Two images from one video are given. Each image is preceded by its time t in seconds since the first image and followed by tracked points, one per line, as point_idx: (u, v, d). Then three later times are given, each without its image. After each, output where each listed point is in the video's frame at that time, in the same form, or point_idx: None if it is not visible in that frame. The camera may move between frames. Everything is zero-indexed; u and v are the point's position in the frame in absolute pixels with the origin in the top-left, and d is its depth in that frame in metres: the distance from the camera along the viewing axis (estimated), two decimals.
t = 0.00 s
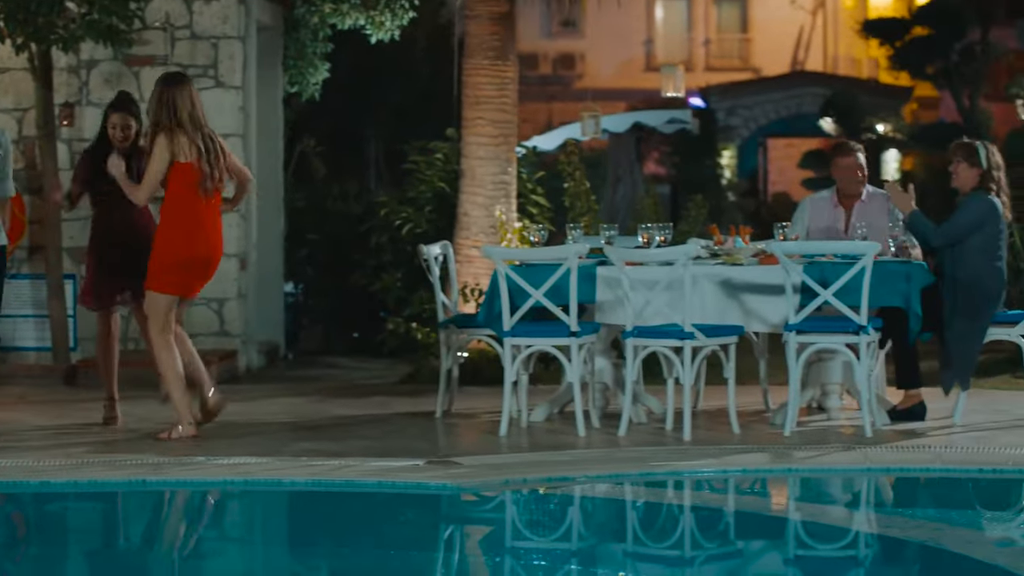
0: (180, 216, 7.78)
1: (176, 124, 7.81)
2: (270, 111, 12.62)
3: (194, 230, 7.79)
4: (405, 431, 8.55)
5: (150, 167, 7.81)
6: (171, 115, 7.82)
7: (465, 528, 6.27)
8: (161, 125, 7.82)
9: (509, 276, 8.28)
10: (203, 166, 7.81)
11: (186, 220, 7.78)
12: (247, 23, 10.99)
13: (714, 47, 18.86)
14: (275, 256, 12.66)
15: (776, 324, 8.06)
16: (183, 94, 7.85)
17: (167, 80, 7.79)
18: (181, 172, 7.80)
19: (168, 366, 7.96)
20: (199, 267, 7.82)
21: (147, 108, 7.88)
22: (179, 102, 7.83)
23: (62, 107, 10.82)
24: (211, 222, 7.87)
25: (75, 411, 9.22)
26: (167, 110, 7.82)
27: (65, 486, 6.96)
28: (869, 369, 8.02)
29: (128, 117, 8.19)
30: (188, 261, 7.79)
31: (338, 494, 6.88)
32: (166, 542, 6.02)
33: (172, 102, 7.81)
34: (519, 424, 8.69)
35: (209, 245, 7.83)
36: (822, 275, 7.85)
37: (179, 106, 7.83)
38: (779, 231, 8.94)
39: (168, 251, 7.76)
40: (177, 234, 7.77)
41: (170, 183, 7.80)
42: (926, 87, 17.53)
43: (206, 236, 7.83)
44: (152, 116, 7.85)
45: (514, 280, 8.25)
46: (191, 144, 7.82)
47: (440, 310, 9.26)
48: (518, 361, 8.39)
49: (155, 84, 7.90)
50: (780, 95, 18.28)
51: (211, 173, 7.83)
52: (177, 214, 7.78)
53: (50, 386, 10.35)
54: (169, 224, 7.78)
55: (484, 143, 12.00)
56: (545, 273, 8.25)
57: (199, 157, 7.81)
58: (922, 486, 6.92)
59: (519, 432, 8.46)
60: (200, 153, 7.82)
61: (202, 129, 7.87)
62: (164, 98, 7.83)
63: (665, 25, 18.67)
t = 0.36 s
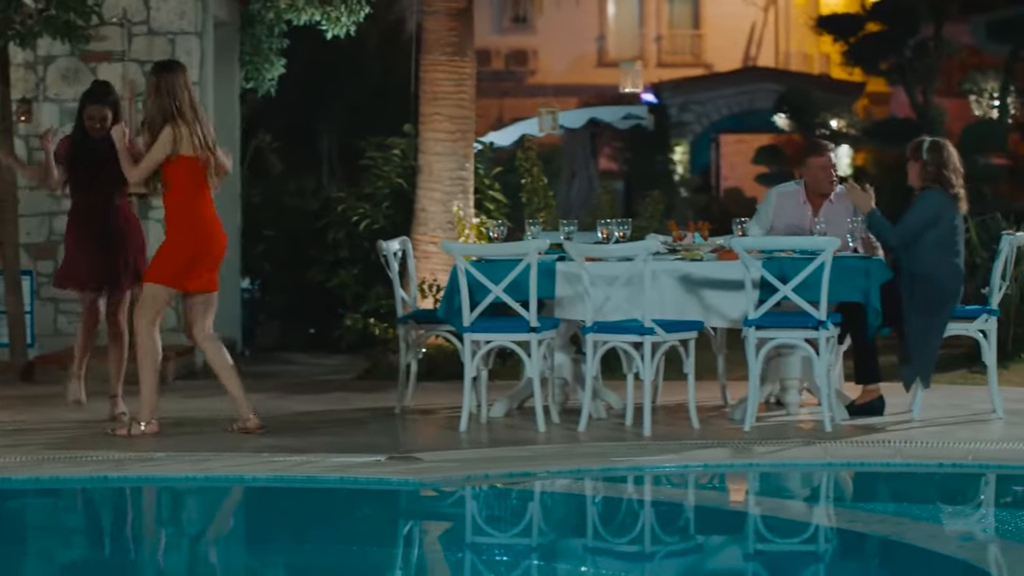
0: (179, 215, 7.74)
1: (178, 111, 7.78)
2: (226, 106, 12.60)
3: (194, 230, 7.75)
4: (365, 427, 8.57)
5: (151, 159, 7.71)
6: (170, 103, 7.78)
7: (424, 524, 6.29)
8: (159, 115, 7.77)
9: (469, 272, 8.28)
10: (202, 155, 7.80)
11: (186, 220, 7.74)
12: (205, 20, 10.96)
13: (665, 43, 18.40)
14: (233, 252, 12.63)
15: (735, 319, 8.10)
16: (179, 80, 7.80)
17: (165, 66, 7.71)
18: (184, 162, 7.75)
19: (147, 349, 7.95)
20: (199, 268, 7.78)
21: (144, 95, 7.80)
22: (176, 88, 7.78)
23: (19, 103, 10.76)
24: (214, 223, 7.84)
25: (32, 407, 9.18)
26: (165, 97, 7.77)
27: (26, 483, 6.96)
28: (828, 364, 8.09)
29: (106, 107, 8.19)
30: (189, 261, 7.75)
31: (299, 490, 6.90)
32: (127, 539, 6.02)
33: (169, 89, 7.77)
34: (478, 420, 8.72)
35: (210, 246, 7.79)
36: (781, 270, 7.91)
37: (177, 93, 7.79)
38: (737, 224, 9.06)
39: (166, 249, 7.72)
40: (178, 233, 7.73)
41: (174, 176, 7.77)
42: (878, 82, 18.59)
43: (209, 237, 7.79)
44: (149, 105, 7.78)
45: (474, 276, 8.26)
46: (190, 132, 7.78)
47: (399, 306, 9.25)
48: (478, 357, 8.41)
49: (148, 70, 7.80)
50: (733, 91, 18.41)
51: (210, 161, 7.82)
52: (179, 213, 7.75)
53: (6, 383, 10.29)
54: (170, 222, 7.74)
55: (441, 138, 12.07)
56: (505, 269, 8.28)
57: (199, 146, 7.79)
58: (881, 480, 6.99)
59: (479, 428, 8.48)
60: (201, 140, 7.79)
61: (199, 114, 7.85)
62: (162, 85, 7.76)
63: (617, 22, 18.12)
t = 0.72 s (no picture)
0: (179, 216, 7.85)
1: (168, 109, 7.77)
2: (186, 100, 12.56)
3: (200, 228, 7.86)
4: (329, 421, 8.57)
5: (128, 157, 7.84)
6: (163, 100, 7.79)
7: (388, 519, 6.31)
8: (149, 116, 7.81)
9: (434, 267, 8.27)
10: (181, 161, 7.79)
11: (186, 220, 7.85)
12: (166, 14, 10.93)
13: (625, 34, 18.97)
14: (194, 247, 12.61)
15: (700, 314, 8.15)
16: (179, 85, 7.80)
17: (164, 66, 7.76)
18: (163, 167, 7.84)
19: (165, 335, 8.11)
20: (212, 268, 7.88)
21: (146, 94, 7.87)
22: (170, 92, 7.79)
23: None
24: (220, 222, 7.93)
25: None
26: (158, 99, 7.79)
27: None
28: (792, 358, 8.14)
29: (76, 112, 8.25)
30: (198, 260, 7.86)
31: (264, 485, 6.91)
32: (91, 534, 6.02)
33: (162, 92, 7.78)
34: (443, 414, 8.75)
35: (216, 245, 7.89)
36: (744, 264, 7.98)
37: (170, 91, 7.80)
38: (702, 220, 9.11)
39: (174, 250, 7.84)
40: (184, 232, 7.84)
41: (161, 182, 7.88)
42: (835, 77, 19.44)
43: (215, 236, 7.88)
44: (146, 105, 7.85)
45: (438, 270, 8.27)
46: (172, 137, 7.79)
47: (362, 301, 9.26)
48: (442, 351, 8.43)
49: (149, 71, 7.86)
50: (690, 85, 18.61)
51: (188, 169, 7.80)
52: (184, 212, 7.85)
53: None
54: (175, 223, 7.85)
55: (404, 133, 12.10)
56: (469, 263, 8.30)
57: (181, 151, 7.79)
58: (844, 474, 7.05)
59: (444, 422, 8.50)
60: (183, 147, 7.78)
61: (194, 113, 7.83)
62: (158, 84, 7.80)
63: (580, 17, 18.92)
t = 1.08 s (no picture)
0: (156, 200, 7.90)
1: (145, 91, 7.84)
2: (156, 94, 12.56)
3: (166, 214, 7.90)
4: (302, 417, 8.58)
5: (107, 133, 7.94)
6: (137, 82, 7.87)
7: (361, 514, 6.31)
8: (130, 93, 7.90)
9: (406, 261, 8.28)
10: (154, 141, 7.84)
11: (166, 207, 7.91)
12: (137, 10, 10.94)
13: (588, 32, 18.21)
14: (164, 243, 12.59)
15: (672, 309, 8.20)
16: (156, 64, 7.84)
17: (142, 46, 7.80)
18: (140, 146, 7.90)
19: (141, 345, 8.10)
20: (176, 252, 7.91)
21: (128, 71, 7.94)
22: (146, 71, 7.84)
23: None
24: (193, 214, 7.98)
25: None
26: (136, 78, 7.86)
27: None
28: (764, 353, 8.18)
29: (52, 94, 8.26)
30: (166, 244, 7.91)
31: (238, 480, 6.91)
32: (64, 529, 6.01)
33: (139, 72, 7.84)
34: (416, 410, 8.76)
35: (185, 236, 7.94)
36: (717, 259, 8.01)
37: (147, 71, 7.85)
38: (673, 215, 9.15)
39: (145, 233, 7.90)
40: (157, 217, 7.90)
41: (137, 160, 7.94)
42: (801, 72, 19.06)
43: (188, 227, 7.94)
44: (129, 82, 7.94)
45: (411, 265, 8.28)
46: (147, 117, 7.85)
47: (334, 296, 9.26)
48: (415, 347, 8.44)
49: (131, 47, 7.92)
50: (656, 81, 18.49)
51: (161, 149, 7.85)
52: (156, 196, 7.90)
53: None
54: (149, 207, 7.90)
55: (374, 129, 12.09)
56: (440, 258, 8.31)
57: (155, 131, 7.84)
58: (817, 468, 7.11)
59: (416, 418, 8.51)
60: (156, 126, 7.83)
61: (170, 94, 7.88)
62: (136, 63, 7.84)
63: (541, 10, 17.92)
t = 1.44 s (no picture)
0: (138, 215, 7.87)
1: (140, 108, 7.85)
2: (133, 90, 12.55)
3: (157, 227, 7.88)
4: (283, 413, 8.58)
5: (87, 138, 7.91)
6: (135, 100, 7.88)
7: (343, 511, 6.32)
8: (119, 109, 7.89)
9: (387, 258, 8.31)
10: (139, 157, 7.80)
11: (151, 219, 7.88)
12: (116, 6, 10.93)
13: (562, 28, 19.02)
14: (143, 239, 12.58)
15: (653, 306, 8.23)
16: (153, 85, 7.88)
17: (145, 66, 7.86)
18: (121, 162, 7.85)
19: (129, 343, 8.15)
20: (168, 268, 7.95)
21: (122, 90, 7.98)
22: (142, 90, 7.87)
23: None
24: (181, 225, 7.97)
25: None
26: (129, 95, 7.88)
27: None
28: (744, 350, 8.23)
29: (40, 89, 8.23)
30: (157, 260, 7.93)
31: (221, 477, 6.92)
32: (47, 527, 6.01)
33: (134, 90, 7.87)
34: (397, 407, 8.79)
35: (172, 252, 7.92)
36: (699, 256, 8.05)
37: (145, 91, 7.88)
38: (654, 212, 9.12)
39: (130, 238, 7.90)
40: (142, 228, 7.88)
41: (116, 174, 7.87)
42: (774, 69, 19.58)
43: (175, 241, 7.93)
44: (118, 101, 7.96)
45: (392, 262, 8.30)
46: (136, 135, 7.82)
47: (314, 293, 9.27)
48: (397, 343, 8.46)
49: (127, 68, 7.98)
50: (629, 77, 18.85)
51: (146, 166, 7.81)
52: (143, 211, 7.87)
53: None
54: (134, 219, 7.88)
55: (353, 126, 12.10)
56: (420, 256, 8.33)
57: (139, 147, 7.80)
58: (797, 464, 7.15)
59: (398, 415, 8.53)
60: (144, 143, 7.80)
61: (164, 114, 7.88)
62: (131, 82, 7.89)
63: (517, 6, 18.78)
